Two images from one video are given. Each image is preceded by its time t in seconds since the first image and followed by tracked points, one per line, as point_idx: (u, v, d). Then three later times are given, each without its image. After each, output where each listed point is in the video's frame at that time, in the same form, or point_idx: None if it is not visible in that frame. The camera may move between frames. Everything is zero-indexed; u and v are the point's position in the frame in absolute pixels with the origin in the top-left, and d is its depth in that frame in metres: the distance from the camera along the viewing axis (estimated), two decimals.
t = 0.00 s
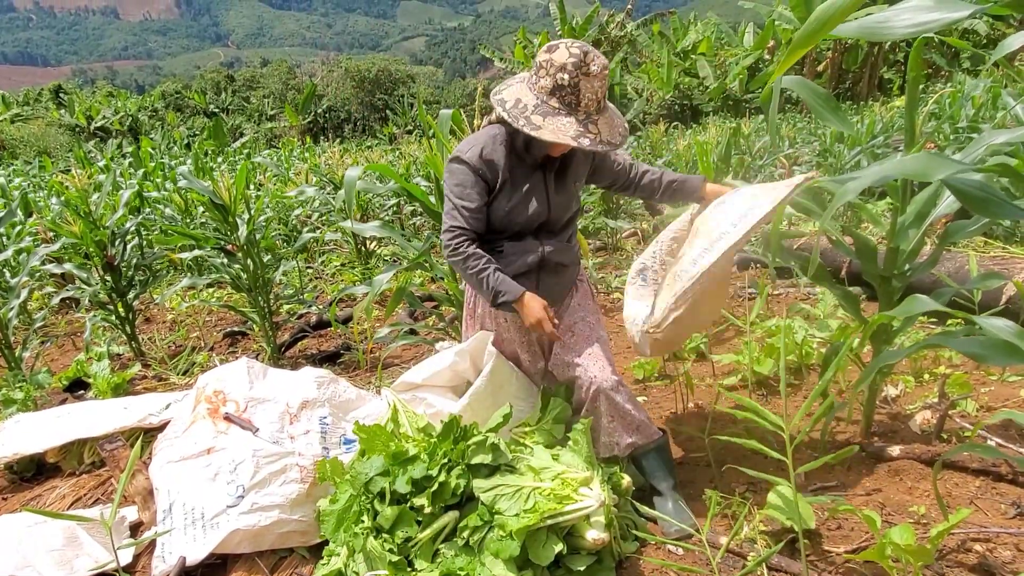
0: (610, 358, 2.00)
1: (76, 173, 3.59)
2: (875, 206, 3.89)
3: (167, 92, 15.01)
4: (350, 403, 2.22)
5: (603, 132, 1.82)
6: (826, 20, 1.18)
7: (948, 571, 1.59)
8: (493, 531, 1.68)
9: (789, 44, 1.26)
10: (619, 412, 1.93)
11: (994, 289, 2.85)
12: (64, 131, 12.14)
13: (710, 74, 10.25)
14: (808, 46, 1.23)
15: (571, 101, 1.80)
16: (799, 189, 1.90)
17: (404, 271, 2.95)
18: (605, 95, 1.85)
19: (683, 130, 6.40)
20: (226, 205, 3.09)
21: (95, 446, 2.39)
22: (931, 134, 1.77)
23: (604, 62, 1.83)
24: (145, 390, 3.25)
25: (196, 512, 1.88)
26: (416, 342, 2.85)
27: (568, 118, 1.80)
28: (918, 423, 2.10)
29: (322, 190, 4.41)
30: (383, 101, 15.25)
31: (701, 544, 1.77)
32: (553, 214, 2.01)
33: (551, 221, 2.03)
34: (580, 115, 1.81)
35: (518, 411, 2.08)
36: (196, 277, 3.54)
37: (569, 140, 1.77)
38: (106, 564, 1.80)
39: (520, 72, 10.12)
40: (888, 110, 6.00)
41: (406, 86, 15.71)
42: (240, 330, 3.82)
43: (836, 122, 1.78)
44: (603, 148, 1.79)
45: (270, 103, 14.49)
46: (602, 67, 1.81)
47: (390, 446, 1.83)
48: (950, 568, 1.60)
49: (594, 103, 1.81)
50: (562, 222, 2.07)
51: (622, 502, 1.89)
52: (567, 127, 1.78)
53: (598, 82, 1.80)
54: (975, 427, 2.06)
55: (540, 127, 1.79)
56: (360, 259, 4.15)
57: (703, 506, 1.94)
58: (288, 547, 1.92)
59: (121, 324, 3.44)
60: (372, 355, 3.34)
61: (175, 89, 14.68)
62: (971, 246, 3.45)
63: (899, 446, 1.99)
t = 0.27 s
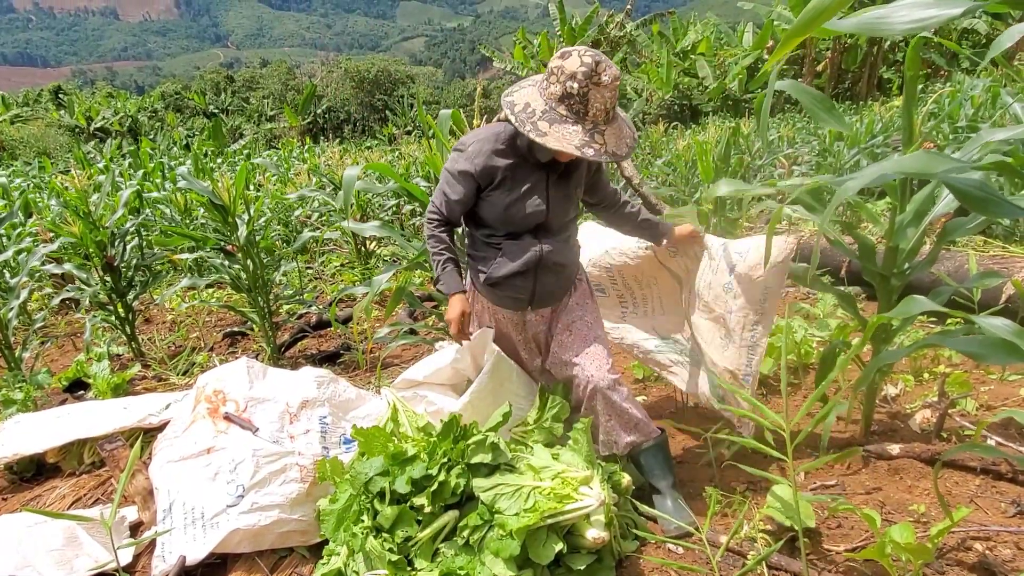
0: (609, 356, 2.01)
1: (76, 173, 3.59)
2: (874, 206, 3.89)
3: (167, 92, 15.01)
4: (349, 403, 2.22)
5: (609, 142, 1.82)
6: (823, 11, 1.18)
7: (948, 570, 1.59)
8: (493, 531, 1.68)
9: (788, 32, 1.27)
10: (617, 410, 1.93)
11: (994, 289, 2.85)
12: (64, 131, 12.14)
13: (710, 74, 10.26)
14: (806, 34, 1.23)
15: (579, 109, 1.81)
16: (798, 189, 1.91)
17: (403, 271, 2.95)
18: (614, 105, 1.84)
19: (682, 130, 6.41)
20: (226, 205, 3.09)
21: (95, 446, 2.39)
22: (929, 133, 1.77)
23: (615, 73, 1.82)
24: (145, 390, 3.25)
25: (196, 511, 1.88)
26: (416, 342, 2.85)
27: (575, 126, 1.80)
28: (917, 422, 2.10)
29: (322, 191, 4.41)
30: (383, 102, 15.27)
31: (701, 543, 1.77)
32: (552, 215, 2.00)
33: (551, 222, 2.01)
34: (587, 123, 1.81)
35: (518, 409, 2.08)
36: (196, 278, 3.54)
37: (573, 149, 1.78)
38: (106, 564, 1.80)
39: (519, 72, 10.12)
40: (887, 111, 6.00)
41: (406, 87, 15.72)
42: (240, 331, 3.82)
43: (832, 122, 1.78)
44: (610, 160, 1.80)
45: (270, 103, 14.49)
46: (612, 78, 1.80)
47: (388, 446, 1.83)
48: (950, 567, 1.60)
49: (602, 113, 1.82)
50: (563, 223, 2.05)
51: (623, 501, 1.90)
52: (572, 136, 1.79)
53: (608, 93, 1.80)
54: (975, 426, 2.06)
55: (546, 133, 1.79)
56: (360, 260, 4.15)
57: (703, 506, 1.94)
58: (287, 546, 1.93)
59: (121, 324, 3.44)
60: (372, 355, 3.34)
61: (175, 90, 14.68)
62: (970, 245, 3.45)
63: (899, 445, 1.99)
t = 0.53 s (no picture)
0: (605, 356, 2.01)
1: (75, 173, 3.59)
2: (874, 205, 3.89)
3: (167, 92, 15.01)
4: (349, 402, 2.22)
5: (605, 146, 1.82)
6: (823, 11, 1.18)
7: (947, 568, 1.59)
8: (493, 529, 1.68)
9: (790, 31, 1.26)
10: (613, 409, 1.94)
11: (994, 288, 2.85)
12: (64, 132, 12.13)
13: (709, 74, 10.26)
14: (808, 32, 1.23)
15: (577, 112, 1.81)
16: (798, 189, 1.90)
17: (403, 271, 2.95)
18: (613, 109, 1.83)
19: (682, 130, 6.41)
20: (226, 205, 3.09)
21: (95, 446, 2.38)
22: (930, 133, 1.77)
23: (616, 77, 1.81)
24: (145, 390, 3.25)
25: (196, 510, 1.88)
26: (415, 341, 2.85)
27: (571, 130, 1.80)
28: (917, 420, 2.10)
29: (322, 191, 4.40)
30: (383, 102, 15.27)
31: (701, 541, 1.77)
32: (551, 216, 1.99)
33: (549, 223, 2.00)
34: (584, 127, 1.82)
35: (518, 408, 2.08)
36: (196, 278, 3.54)
37: (566, 152, 1.78)
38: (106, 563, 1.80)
39: (519, 73, 10.13)
40: (887, 111, 6.00)
41: (406, 87, 15.72)
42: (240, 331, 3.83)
43: (833, 119, 1.79)
44: (604, 165, 1.79)
45: (270, 104, 14.49)
46: (612, 83, 1.79)
47: (388, 445, 1.83)
48: (950, 565, 1.60)
49: (600, 117, 1.81)
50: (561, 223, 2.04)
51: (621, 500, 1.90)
52: (568, 138, 1.79)
53: (606, 98, 1.79)
54: (975, 425, 2.06)
55: (542, 135, 1.80)
56: (360, 260, 4.15)
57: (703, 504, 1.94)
58: (287, 545, 1.93)
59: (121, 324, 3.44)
60: (372, 354, 3.34)
61: (175, 90, 14.68)
62: (970, 245, 3.45)
63: (898, 444, 1.99)
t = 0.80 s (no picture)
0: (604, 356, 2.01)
1: (76, 173, 3.59)
2: (874, 206, 3.89)
3: (167, 93, 15.02)
4: (349, 402, 2.22)
5: (595, 147, 1.81)
6: (825, 11, 1.18)
7: (948, 569, 1.59)
8: (493, 530, 1.68)
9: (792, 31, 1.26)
10: (612, 409, 1.94)
11: (994, 288, 2.85)
12: (64, 132, 12.14)
13: (710, 75, 10.27)
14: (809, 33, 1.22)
15: (567, 113, 1.81)
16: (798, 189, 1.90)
17: (403, 271, 2.95)
18: (605, 110, 1.82)
19: (682, 131, 6.41)
20: (227, 205, 3.09)
21: (95, 446, 2.38)
22: (930, 133, 1.77)
23: (609, 77, 1.80)
24: (145, 390, 3.24)
25: (196, 511, 1.88)
26: (415, 342, 2.84)
27: (562, 130, 1.80)
28: (918, 421, 2.10)
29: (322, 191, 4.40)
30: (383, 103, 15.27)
31: (701, 542, 1.77)
32: (549, 217, 1.98)
33: (547, 222, 2.00)
34: (575, 127, 1.82)
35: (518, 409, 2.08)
36: (196, 279, 3.54)
37: (557, 151, 1.78)
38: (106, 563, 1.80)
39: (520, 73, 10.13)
40: (887, 111, 6.00)
41: (406, 88, 15.73)
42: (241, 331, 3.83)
43: (834, 121, 1.79)
44: (593, 164, 1.79)
45: (270, 104, 14.49)
46: (603, 83, 1.78)
47: (388, 446, 1.83)
48: (950, 566, 1.60)
49: (592, 118, 1.81)
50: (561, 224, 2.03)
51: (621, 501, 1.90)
52: (558, 138, 1.80)
53: (596, 98, 1.78)
54: (975, 426, 2.05)
55: (533, 135, 1.81)
56: (360, 260, 4.15)
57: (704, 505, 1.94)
58: (287, 546, 1.93)
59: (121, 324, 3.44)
60: (372, 355, 3.34)
61: (175, 91, 14.68)
62: (970, 245, 3.45)
63: (899, 444, 1.99)
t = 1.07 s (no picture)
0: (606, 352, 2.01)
1: (76, 173, 3.59)
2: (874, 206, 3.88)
3: (167, 92, 15.01)
4: (349, 402, 2.22)
5: (563, 151, 1.81)
6: (828, 15, 1.18)
7: (949, 569, 1.58)
8: (493, 530, 1.67)
9: (795, 39, 1.24)
10: (616, 405, 1.94)
11: (994, 288, 2.85)
12: (64, 132, 12.13)
13: (710, 75, 10.26)
14: (814, 39, 1.21)
15: (545, 111, 1.84)
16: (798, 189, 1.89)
17: (403, 271, 2.94)
18: (586, 118, 1.80)
19: (682, 131, 6.41)
20: (227, 205, 3.08)
21: (94, 446, 2.38)
22: (931, 133, 1.77)
23: (596, 85, 1.78)
24: (145, 390, 3.24)
25: (195, 511, 1.87)
26: (415, 342, 2.84)
27: (536, 126, 1.83)
28: (918, 421, 2.10)
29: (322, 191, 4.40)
30: (383, 103, 15.28)
31: (701, 542, 1.77)
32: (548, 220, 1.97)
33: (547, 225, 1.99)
34: (551, 126, 1.83)
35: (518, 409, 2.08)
36: (196, 278, 3.53)
37: (522, 146, 1.81)
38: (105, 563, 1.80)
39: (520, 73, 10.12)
40: (887, 112, 6.00)
41: (406, 87, 15.73)
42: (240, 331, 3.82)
43: (833, 120, 1.78)
44: (553, 166, 1.79)
45: (270, 104, 14.48)
46: (585, 90, 1.76)
47: (388, 446, 1.82)
48: (952, 566, 1.60)
49: (570, 120, 1.80)
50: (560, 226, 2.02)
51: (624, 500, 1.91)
52: (529, 134, 1.82)
53: (573, 104, 1.77)
54: (976, 426, 2.05)
55: (509, 126, 1.85)
56: (360, 260, 4.14)
57: (704, 505, 1.93)
58: (286, 546, 1.92)
59: (121, 324, 3.43)
60: (372, 355, 3.34)
61: (175, 90, 14.68)
62: (971, 245, 3.44)
63: (899, 444, 1.99)
